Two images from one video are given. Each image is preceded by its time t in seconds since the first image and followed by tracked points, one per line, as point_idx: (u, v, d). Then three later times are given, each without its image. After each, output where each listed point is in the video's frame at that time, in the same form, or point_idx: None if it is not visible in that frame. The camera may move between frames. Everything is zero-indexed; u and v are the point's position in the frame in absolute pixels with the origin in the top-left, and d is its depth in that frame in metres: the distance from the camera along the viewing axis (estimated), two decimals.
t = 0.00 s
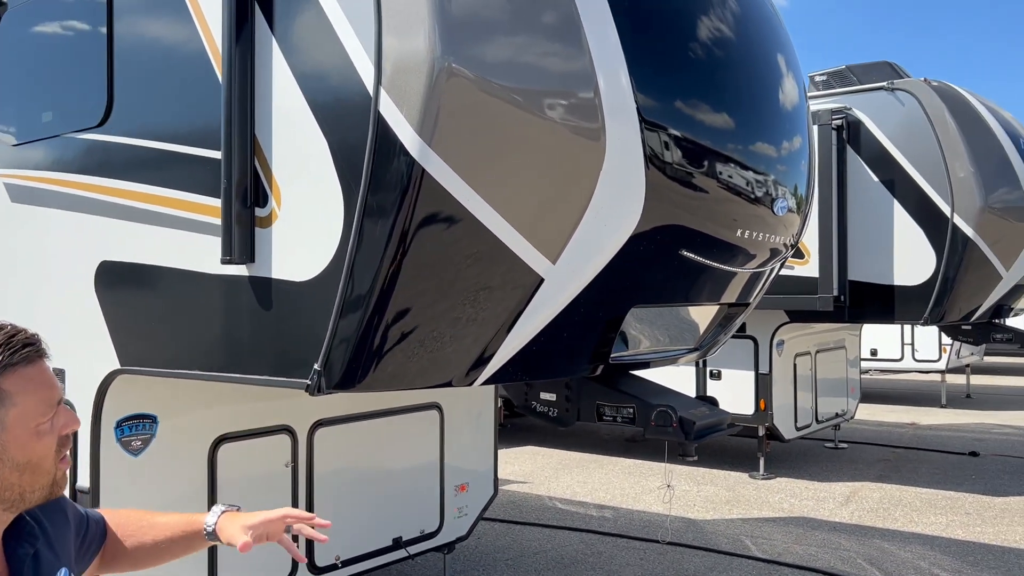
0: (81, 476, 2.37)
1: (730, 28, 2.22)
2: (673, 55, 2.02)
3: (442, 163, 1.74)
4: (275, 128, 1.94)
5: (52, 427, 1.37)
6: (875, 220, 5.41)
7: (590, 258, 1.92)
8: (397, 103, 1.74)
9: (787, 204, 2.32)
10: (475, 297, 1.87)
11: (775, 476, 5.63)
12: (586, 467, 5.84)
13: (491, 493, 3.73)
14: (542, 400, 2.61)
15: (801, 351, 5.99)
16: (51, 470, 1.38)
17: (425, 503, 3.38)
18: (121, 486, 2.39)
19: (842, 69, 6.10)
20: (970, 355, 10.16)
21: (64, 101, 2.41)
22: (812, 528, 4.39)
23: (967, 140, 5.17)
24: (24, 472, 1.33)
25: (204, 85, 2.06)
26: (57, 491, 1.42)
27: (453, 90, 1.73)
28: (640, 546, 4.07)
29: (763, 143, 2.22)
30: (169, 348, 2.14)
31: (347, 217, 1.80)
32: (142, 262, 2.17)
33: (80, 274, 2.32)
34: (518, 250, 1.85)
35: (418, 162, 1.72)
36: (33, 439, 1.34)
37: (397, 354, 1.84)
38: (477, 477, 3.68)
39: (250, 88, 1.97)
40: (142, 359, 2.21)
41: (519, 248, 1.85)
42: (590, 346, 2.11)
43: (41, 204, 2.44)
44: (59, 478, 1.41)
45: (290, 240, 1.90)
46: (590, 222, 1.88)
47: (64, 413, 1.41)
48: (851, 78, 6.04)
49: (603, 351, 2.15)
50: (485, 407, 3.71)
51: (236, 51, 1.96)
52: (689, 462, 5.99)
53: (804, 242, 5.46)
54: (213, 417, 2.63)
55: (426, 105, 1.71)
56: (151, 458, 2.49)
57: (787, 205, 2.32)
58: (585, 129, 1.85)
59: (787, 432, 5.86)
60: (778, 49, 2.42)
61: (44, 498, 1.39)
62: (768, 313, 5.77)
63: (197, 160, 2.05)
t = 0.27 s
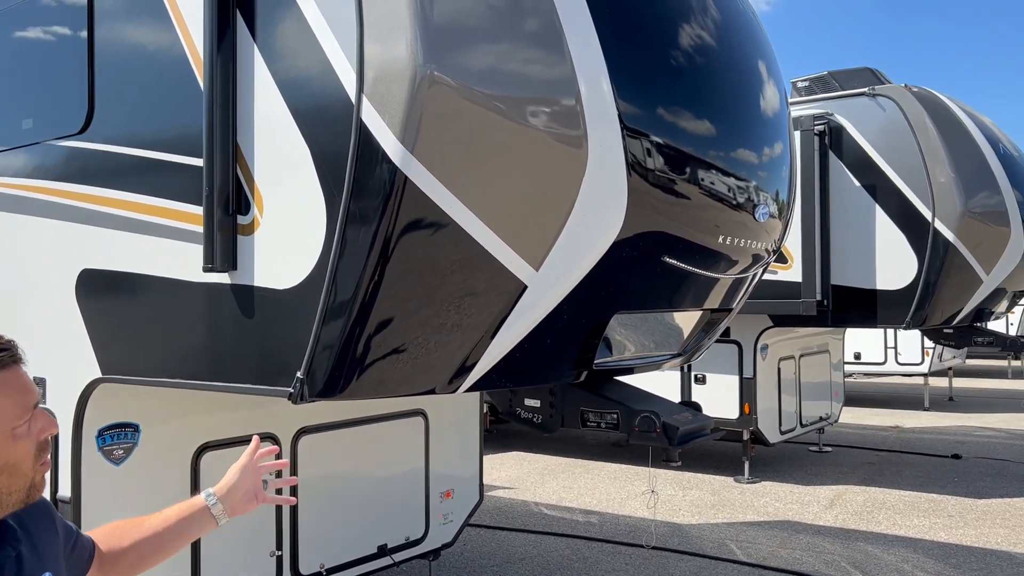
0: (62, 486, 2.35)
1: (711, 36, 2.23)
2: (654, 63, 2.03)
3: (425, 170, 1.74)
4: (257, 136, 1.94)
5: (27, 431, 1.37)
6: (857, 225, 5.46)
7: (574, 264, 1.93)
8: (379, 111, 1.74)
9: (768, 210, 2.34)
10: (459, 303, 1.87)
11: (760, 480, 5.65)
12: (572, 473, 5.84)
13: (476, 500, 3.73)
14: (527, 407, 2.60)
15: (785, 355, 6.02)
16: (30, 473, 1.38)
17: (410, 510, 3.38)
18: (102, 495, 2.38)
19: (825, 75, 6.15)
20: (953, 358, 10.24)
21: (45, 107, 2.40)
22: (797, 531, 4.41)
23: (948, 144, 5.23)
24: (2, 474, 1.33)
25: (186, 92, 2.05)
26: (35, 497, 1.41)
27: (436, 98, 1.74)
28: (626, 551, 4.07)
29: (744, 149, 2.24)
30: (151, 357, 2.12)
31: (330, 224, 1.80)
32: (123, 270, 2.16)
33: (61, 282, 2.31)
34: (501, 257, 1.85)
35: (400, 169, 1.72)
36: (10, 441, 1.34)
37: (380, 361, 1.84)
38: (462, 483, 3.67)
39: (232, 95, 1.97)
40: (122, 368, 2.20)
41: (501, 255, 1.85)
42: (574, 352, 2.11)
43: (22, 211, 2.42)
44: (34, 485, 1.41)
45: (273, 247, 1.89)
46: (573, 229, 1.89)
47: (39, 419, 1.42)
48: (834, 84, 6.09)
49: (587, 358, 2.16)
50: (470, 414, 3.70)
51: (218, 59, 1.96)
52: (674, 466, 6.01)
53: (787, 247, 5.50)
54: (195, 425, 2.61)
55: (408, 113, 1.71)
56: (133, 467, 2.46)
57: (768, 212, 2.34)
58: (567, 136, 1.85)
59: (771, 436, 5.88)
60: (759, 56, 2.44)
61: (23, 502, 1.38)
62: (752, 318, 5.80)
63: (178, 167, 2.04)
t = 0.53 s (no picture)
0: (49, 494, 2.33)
1: (698, 41, 2.24)
2: (642, 69, 2.04)
3: (414, 176, 1.74)
4: (246, 142, 1.94)
5: (29, 424, 1.36)
6: (844, 229, 5.49)
7: (563, 270, 1.93)
8: (368, 118, 1.74)
9: (756, 216, 2.35)
10: (449, 308, 1.87)
11: (749, 484, 5.67)
12: (563, 477, 5.84)
13: (466, 505, 3.73)
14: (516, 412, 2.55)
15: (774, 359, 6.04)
16: (38, 461, 1.37)
17: (400, 516, 3.37)
18: (90, 503, 2.36)
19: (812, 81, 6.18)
20: (940, 361, 10.31)
21: (32, 113, 2.38)
22: (786, 535, 4.43)
23: (934, 149, 5.28)
24: (7, 466, 1.32)
25: (174, 98, 2.05)
26: (44, 488, 1.40)
27: (425, 105, 1.74)
28: (616, 556, 4.08)
29: (732, 155, 2.25)
30: (139, 364, 2.11)
31: (319, 229, 1.80)
32: (111, 276, 2.15)
33: (47, 288, 2.29)
34: (490, 263, 1.86)
35: (389, 175, 1.72)
36: (12, 434, 1.33)
37: (370, 368, 1.84)
38: (452, 489, 3.67)
39: (221, 101, 1.97)
40: (110, 375, 2.19)
41: (491, 261, 1.85)
42: (564, 357, 2.12)
43: (8, 216, 2.40)
44: (47, 473, 1.41)
45: (261, 254, 1.89)
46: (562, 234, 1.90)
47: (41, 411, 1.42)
48: (820, 89, 6.13)
49: (577, 363, 2.16)
50: (459, 419, 3.71)
51: (207, 65, 1.96)
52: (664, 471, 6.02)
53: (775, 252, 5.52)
54: (184, 431, 2.60)
55: (397, 119, 1.71)
56: (121, 474, 2.45)
57: (756, 217, 2.35)
58: (555, 142, 1.86)
59: (760, 440, 5.90)
60: (746, 61, 2.45)
61: (31, 493, 1.37)
62: (740, 322, 5.82)
63: (166, 174, 2.03)
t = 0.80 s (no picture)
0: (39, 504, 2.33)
1: (687, 51, 2.26)
2: (631, 80, 2.05)
3: (405, 188, 1.75)
4: (238, 154, 1.94)
5: (56, 430, 1.41)
6: (834, 236, 5.52)
7: (555, 280, 1.94)
8: (360, 132, 1.75)
9: (746, 226, 2.36)
10: (442, 318, 1.88)
11: (740, 490, 5.68)
12: (554, 484, 5.85)
13: (457, 514, 3.74)
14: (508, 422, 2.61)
15: (765, 365, 6.07)
16: (62, 467, 1.42)
17: (392, 524, 3.37)
18: (82, 513, 2.36)
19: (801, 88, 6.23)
20: (930, 366, 10.36)
21: (23, 122, 2.38)
22: (778, 541, 4.44)
23: (923, 157, 5.30)
24: (36, 470, 1.38)
25: (166, 109, 2.05)
26: (69, 489, 1.46)
27: (416, 116, 1.75)
28: (608, 563, 4.08)
29: (722, 165, 2.26)
30: (131, 374, 2.11)
31: (311, 240, 1.81)
32: (102, 287, 2.15)
33: (38, 298, 2.29)
34: (482, 274, 1.86)
35: (381, 187, 1.72)
36: (41, 439, 1.38)
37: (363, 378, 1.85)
38: (444, 497, 3.68)
39: (212, 112, 1.97)
40: (101, 385, 2.19)
41: (482, 272, 1.86)
42: (555, 367, 2.12)
43: None
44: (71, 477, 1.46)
45: (253, 265, 1.90)
46: (553, 245, 1.91)
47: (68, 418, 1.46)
48: (810, 97, 6.17)
49: (568, 373, 2.17)
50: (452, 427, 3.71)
51: (198, 76, 1.96)
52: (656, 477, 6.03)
53: (766, 259, 5.55)
54: (177, 441, 2.60)
55: (390, 130, 1.72)
56: (112, 484, 2.45)
57: (746, 227, 2.36)
58: (547, 153, 1.87)
59: (752, 446, 5.92)
60: (734, 70, 2.47)
61: (56, 495, 1.43)
62: (731, 329, 5.84)
63: (157, 184, 2.03)
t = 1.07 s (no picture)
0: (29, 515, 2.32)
1: (676, 62, 2.27)
2: (621, 92, 2.07)
3: (396, 201, 1.75)
4: (229, 166, 1.95)
5: (76, 442, 1.49)
6: (825, 244, 5.54)
7: (546, 292, 1.95)
8: (352, 145, 1.75)
9: (736, 238, 2.37)
10: (435, 328, 1.89)
11: (732, 498, 5.69)
12: (547, 491, 5.85)
13: (449, 524, 3.74)
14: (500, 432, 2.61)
15: (757, 373, 6.08)
16: (80, 477, 1.49)
17: (384, 533, 3.37)
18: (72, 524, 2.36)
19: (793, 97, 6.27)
20: (921, 373, 10.41)
21: (15, 132, 2.38)
22: (769, 549, 4.45)
23: (913, 165, 5.33)
24: (58, 478, 1.45)
25: (158, 120, 2.05)
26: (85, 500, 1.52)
27: (407, 129, 1.75)
28: (600, 571, 4.09)
29: (712, 175, 2.28)
30: (122, 385, 2.11)
31: (303, 251, 1.82)
32: (94, 298, 2.15)
33: (29, 308, 2.29)
34: (472, 286, 1.87)
35: (372, 199, 1.73)
36: (63, 450, 1.46)
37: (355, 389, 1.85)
38: (436, 506, 3.68)
39: (204, 124, 1.97)
40: (93, 396, 2.18)
41: (473, 285, 1.87)
42: (546, 379, 2.13)
43: None
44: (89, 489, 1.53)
45: (245, 277, 1.90)
46: (544, 257, 1.92)
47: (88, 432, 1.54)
48: (802, 106, 6.21)
49: (560, 384, 2.18)
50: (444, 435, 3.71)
51: (191, 88, 1.97)
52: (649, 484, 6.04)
53: (758, 267, 5.57)
54: (169, 451, 2.60)
55: (381, 143, 1.73)
56: (103, 495, 2.45)
57: (736, 238, 2.37)
58: (538, 166, 1.88)
59: (744, 453, 5.93)
60: (723, 79, 2.49)
61: (73, 504, 1.50)
62: (723, 336, 5.86)
63: (148, 196, 2.04)
